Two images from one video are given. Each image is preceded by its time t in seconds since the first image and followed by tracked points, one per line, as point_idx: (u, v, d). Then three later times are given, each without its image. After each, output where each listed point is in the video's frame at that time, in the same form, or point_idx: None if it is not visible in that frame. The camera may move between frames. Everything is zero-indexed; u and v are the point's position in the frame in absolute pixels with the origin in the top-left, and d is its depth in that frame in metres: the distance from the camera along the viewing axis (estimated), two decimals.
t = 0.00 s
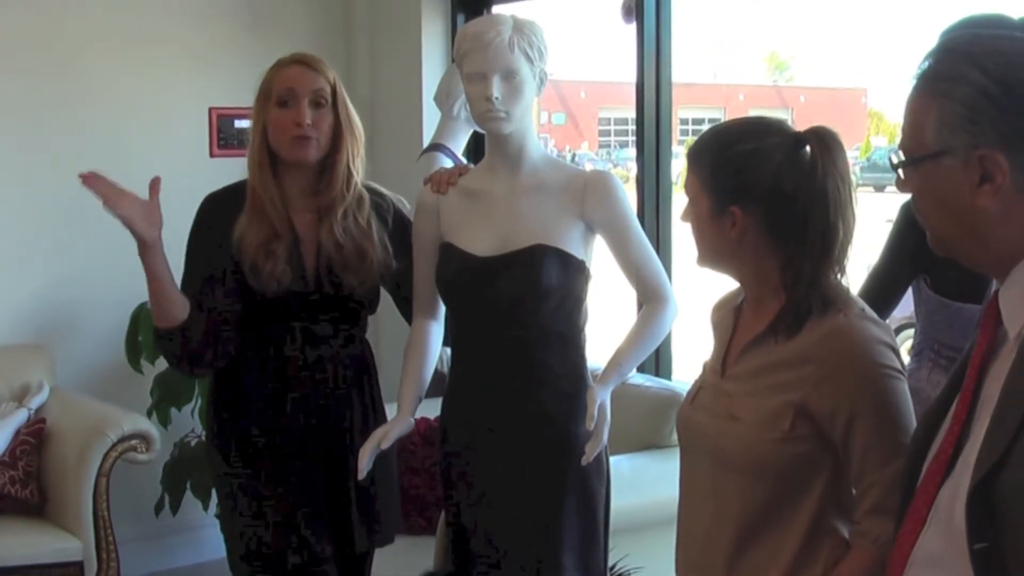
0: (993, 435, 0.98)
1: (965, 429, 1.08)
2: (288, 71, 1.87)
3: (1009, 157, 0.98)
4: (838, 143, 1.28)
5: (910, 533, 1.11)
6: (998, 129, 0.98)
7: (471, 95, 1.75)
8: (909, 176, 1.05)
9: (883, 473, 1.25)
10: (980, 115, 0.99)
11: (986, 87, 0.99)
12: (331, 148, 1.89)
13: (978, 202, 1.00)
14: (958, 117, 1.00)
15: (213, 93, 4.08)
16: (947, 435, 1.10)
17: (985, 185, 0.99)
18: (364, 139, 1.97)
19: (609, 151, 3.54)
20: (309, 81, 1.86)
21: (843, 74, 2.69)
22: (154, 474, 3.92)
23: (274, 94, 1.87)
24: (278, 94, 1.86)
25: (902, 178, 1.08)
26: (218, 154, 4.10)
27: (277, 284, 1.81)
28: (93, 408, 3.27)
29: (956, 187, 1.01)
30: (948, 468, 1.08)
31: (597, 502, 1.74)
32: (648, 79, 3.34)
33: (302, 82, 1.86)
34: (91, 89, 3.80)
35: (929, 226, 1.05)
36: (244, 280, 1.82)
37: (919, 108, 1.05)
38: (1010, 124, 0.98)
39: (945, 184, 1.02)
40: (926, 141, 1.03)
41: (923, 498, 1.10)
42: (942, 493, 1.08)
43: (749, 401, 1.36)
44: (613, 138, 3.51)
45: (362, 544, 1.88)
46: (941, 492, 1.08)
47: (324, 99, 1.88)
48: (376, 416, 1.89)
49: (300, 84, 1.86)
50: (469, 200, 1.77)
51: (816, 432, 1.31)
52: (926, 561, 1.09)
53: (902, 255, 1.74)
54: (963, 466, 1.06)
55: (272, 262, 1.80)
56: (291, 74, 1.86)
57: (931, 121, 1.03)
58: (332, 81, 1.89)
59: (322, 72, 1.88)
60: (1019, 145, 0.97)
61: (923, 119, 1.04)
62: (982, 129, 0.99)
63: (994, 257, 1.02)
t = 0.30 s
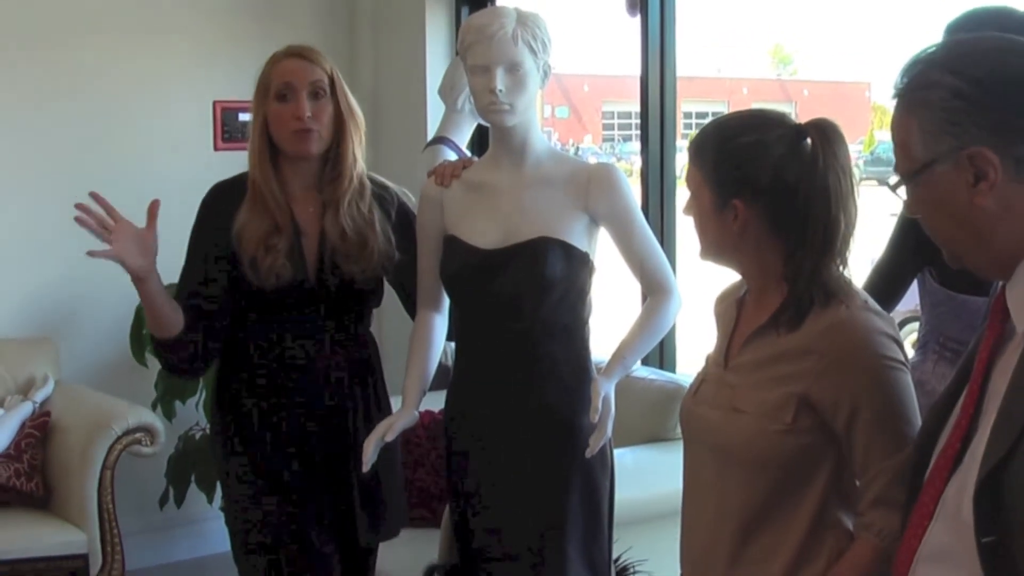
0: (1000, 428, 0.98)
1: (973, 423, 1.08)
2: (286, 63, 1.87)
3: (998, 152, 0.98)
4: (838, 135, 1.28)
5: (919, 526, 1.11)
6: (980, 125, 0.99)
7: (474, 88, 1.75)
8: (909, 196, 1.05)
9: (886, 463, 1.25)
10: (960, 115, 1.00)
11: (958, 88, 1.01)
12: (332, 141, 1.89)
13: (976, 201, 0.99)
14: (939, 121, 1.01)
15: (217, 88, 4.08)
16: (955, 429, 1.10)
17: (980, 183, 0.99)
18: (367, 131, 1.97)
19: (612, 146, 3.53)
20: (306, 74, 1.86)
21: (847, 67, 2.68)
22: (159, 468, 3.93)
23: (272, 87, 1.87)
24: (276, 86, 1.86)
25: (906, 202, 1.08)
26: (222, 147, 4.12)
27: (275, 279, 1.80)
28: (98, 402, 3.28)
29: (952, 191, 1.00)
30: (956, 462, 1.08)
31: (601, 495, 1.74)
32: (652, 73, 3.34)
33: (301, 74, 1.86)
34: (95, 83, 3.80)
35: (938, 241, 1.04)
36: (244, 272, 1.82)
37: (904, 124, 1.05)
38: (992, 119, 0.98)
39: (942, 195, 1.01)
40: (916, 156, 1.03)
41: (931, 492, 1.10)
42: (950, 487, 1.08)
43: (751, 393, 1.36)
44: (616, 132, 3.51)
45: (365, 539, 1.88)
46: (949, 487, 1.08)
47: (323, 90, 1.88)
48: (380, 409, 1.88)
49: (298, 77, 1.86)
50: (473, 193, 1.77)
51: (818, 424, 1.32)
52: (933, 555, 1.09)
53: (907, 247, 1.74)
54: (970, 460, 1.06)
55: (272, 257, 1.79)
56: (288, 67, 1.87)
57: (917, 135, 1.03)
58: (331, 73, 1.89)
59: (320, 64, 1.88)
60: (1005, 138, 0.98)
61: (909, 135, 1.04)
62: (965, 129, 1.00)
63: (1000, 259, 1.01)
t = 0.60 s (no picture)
0: (1006, 417, 0.98)
1: (978, 413, 1.09)
2: (292, 54, 1.86)
3: (997, 142, 0.98)
4: (840, 123, 1.28)
5: (924, 516, 1.11)
6: (975, 115, 0.99)
7: (479, 76, 1.75)
8: (913, 192, 1.04)
9: (891, 452, 1.26)
10: (956, 105, 1.00)
11: (955, 80, 1.01)
12: (337, 131, 1.89)
13: (978, 191, 0.99)
14: (936, 113, 1.01)
15: (222, 77, 4.07)
16: (960, 419, 1.10)
17: (981, 174, 0.98)
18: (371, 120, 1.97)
19: (616, 135, 3.53)
20: (312, 65, 1.86)
21: (852, 56, 2.68)
22: (164, 458, 3.93)
23: (279, 78, 1.87)
24: (282, 78, 1.86)
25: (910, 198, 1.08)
26: (227, 137, 4.09)
27: (285, 264, 1.79)
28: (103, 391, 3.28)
29: (954, 184, 1.00)
30: (963, 450, 1.09)
31: (606, 483, 1.74)
32: (657, 62, 3.34)
33: (306, 66, 1.86)
34: (98, 73, 3.80)
35: (946, 237, 1.04)
36: (252, 258, 1.81)
37: (904, 120, 1.05)
38: (987, 108, 0.99)
39: (944, 188, 1.01)
40: (916, 151, 1.03)
41: (936, 482, 1.10)
42: (956, 476, 1.08)
43: (757, 381, 1.37)
44: (620, 121, 3.50)
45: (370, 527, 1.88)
46: (954, 477, 1.08)
47: (329, 82, 1.87)
48: (385, 399, 1.89)
49: (304, 68, 1.86)
50: (478, 182, 1.77)
51: (824, 412, 1.32)
52: (939, 545, 1.09)
53: (913, 235, 1.73)
54: (975, 449, 1.07)
55: (282, 242, 1.79)
56: (294, 59, 1.86)
57: (916, 130, 1.03)
58: (337, 63, 1.89)
59: (326, 55, 1.87)
60: (1001, 126, 0.98)
61: (909, 130, 1.04)
62: (962, 120, 1.00)
63: (1005, 250, 1.01)
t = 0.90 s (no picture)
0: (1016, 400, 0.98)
1: (985, 399, 1.09)
2: (295, 44, 1.85)
3: (1001, 126, 0.97)
4: (840, 104, 1.28)
5: (932, 501, 1.11)
6: (980, 99, 0.99)
7: (485, 62, 1.74)
8: (918, 180, 1.04)
9: (897, 437, 1.27)
10: (961, 91, 1.00)
11: (958, 67, 1.01)
12: (341, 118, 1.88)
13: (983, 176, 0.98)
14: (940, 99, 1.01)
15: (226, 64, 4.07)
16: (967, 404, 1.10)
17: (986, 160, 0.98)
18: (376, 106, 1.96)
19: (621, 120, 3.52)
20: (316, 56, 1.85)
21: (857, 39, 2.67)
22: (171, 443, 3.93)
23: (283, 67, 1.86)
24: (286, 67, 1.85)
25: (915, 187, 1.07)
26: (233, 123, 4.10)
27: (282, 241, 1.80)
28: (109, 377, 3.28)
29: (959, 170, 0.99)
30: (969, 436, 1.08)
31: (613, 469, 1.74)
32: (662, 48, 3.32)
33: (311, 57, 1.85)
34: (102, 59, 3.79)
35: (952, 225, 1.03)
36: (251, 238, 1.82)
37: (907, 110, 1.04)
38: (991, 93, 0.98)
39: (949, 175, 1.00)
40: (921, 139, 1.02)
41: (943, 467, 1.10)
42: (963, 462, 1.08)
43: (763, 366, 1.37)
44: (624, 107, 3.49)
45: (378, 514, 1.88)
46: (961, 462, 1.08)
47: (333, 72, 1.86)
48: (392, 385, 1.88)
49: (308, 59, 1.85)
50: (483, 168, 1.76)
51: (829, 397, 1.33)
52: (946, 530, 1.09)
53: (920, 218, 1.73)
54: (982, 434, 1.07)
55: (279, 220, 1.80)
56: (299, 49, 1.85)
57: (921, 118, 1.02)
58: (341, 53, 1.88)
59: (330, 44, 1.86)
60: (1006, 110, 0.98)
61: (913, 119, 1.03)
62: (967, 105, 0.99)
63: (1011, 237, 1.00)
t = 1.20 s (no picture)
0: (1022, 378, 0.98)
1: (991, 378, 1.09)
2: (298, 26, 1.84)
3: (1007, 105, 0.97)
4: (825, 75, 1.30)
5: (936, 481, 1.11)
6: (986, 79, 0.98)
7: (490, 43, 1.74)
8: (925, 163, 1.03)
9: (905, 417, 1.26)
10: (967, 72, 1.00)
11: (963, 47, 1.01)
12: (345, 100, 1.88)
13: (990, 157, 0.98)
14: (945, 81, 1.01)
15: (229, 46, 4.05)
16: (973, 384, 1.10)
17: (993, 140, 0.98)
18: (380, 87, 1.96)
19: (625, 105, 3.52)
20: (319, 37, 1.84)
21: (861, 23, 2.66)
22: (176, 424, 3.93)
23: (287, 49, 1.85)
24: (289, 49, 1.84)
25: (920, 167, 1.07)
26: (237, 106, 4.09)
27: (286, 224, 1.79)
28: (115, 360, 3.29)
29: (965, 152, 0.99)
30: (974, 418, 1.09)
31: (618, 451, 1.73)
32: (668, 32, 3.32)
33: (313, 38, 1.84)
34: (105, 44, 3.78)
35: (959, 207, 1.03)
36: (255, 220, 1.82)
37: (914, 91, 1.04)
38: (998, 72, 0.98)
39: (955, 156, 1.00)
40: (926, 121, 1.02)
41: (947, 448, 1.11)
42: (969, 441, 1.08)
43: (771, 345, 1.37)
44: (628, 91, 3.49)
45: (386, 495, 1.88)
46: (967, 440, 1.09)
47: (337, 54, 1.85)
48: (397, 366, 1.88)
49: (312, 40, 1.84)
50: (489, 148, 1.76)
51: (836, 376, 1.33)
52: (953, 509, 1.09)
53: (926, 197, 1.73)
54: (988, 413, 1.07)
55: (283, 203, 1.79)
56: (302, 31, 1.84)
57: (927, 100, 1.02)
58: (345, 34, 1.87)
59: (333, 26, 1.85)
60: (1012, 88, 0.97)
61: (919, 101, 1.03)
62: (972, 86, 0.99)
63: (1017, 219, 1.00)
